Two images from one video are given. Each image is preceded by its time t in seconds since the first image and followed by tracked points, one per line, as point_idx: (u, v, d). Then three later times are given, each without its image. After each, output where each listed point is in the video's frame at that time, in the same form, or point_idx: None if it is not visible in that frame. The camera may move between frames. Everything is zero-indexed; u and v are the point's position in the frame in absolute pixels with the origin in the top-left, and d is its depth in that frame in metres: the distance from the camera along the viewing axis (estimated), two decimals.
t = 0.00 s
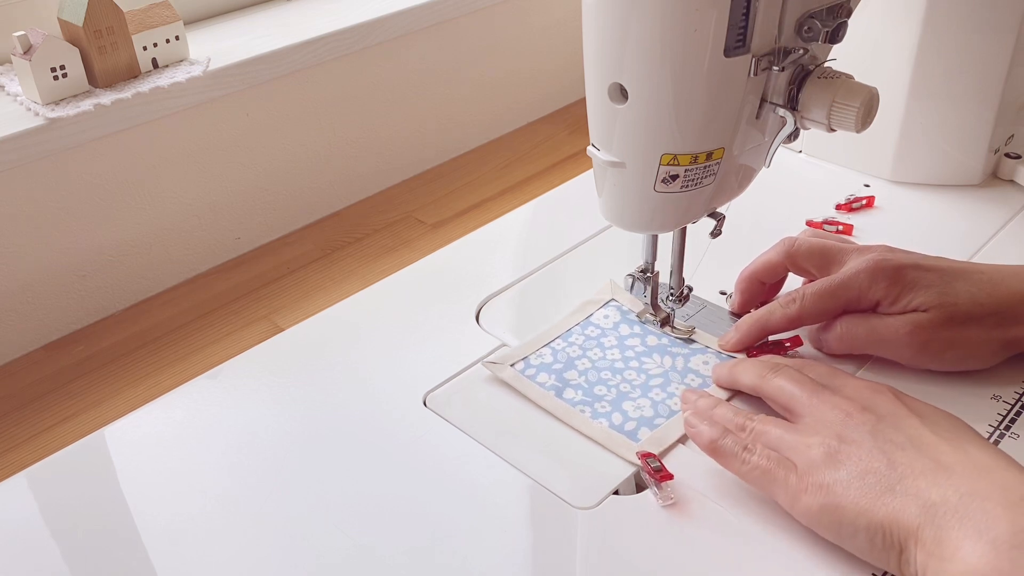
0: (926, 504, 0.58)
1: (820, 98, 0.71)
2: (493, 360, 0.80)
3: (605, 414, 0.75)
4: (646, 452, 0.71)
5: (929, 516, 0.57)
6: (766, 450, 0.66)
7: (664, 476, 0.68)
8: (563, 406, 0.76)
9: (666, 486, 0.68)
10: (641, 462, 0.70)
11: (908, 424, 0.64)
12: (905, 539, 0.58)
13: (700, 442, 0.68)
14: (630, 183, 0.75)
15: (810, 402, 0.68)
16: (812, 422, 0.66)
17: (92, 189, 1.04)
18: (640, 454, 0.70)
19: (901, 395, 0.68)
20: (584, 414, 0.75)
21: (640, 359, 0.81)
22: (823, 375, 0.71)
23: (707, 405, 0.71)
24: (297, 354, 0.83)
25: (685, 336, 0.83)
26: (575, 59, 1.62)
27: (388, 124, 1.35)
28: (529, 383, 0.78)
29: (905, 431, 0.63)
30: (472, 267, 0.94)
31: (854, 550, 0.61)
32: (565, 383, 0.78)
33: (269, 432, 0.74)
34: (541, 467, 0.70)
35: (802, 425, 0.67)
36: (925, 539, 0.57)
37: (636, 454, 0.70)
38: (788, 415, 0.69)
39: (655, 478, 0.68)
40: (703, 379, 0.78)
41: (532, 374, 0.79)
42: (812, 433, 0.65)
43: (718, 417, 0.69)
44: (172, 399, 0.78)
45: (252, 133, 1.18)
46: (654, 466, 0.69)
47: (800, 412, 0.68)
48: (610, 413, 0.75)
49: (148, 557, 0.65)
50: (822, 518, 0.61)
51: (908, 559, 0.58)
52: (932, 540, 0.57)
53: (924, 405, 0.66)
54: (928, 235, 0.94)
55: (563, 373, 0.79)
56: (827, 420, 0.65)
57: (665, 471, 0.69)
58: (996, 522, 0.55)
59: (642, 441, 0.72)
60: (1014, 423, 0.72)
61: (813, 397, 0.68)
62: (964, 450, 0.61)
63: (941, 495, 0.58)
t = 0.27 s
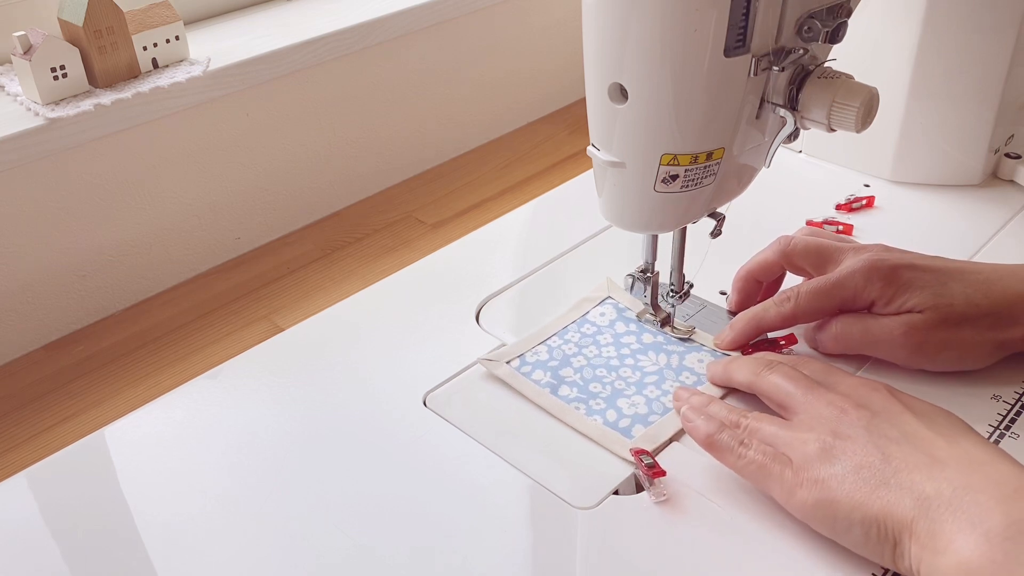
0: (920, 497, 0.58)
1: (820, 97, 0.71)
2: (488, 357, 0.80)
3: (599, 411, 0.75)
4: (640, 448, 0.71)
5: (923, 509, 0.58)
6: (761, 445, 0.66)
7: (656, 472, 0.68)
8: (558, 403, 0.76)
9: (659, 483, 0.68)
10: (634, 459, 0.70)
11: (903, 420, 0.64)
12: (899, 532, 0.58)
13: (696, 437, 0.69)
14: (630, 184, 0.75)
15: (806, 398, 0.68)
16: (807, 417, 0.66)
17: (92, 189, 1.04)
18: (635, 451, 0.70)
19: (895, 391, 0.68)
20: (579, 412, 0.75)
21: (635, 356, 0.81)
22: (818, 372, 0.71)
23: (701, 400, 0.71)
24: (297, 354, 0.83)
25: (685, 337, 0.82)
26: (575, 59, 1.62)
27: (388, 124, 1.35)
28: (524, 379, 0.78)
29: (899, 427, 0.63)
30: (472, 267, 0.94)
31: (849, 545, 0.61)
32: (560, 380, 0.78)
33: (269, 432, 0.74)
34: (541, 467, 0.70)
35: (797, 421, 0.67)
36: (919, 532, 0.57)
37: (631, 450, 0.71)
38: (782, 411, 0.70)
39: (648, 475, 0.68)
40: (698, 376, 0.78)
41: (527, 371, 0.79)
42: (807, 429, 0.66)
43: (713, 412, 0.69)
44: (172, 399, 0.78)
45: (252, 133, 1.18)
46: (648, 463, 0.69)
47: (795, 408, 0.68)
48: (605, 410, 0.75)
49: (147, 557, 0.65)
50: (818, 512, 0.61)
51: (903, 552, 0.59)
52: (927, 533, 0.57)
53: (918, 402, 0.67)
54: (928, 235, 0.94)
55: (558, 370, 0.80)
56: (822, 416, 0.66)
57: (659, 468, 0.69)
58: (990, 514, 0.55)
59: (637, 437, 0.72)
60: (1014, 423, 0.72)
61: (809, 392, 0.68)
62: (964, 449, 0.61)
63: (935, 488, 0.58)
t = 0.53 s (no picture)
0: (909, 492, 0.58)
1: (820, 98, 0.71)
2: (484, 354, 0.81)
3: (594, 408, 0.75)
4: (634, 445, 0.71)
5: (912, 504, 0.58)
6: (751, 443, 0.66)
7: (651, 470, 0.68)
8: (553, 400, 0.76)
9: (653, 480, 0.68)
10: (629, 456, 0.70)
11: (890, 413, 0.64)
12: (889, 527, 0.58)
13: (686, 436, 0.69)
14: (631, 183, 0.75)
15: (797, 394, 0.68)
16: (797, 413, 0.67)
17: (92, 189, 1.04)
18: (628, 448, 0.70)
19: (885, 385, 0.68)
20: (573, 408, 0.75)
21: (630, 353, 0.81)
22: (810, 367, 0.71)
23: (693, 399, 0.71)
24: (298, 354, 0.83)
25: (685, 337, 0.83)
26: (575, 59, 1.62)
27: (388, 124, 1.35)
28: (520, 376, 0.78)
29: (890, 421, 0.63)
30: (472, 267, 0.94)
31: (840, 539, 0.61)
32: (555, 377, 0.79)
33: (269, 432, 0.74)
34: (541, 467, 0.70)
35: (788, 418, 0.67)
36: (908, 526, 0.57)
37: (624, 447, 0.71)
38: (774, 408, 0.70)
39: (642, 472, 0.68)
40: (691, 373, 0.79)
41: (523, 368, 0.80)
42: (797, 425, 0.66)
43: (704, 411, 0.70)
44: (172, 399, 0.78)
45: (252, 133, 1.18)
46: (642, 460, 0.69)
47: (786, 405, 0.68)
48: (600, 407, 0.76)
49: (148, 557, 0.65)
50: (807, 508, 0.61)
51: (892, 547, 0.59)
52: (915, 528, 0.57)
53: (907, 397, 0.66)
54: (928, 235, 0.94)
55: (553, 368, 0.80)
56: (812, 412, 0.66)
57: (653, 464, 0.69)
58: (978, 508, 0.55)
59: (631, 434, 0.73)
60: (1014, 423, 0.72)
61: (799, 389, 0.68)
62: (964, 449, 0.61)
63: (924, 482, 0.58)
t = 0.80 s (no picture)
0: (900, 489, 0.58)
1: (820, 97, 0.71)
2: (479, 351, 0.81)
3: (589, 405, 0.76)
4: (628, 441, 0.71)
5: (902, 500, 0.58)
6: (743, 440, 0.66)
7: (644, 466, 0.68)
8: (548, 397, 0.76)
9: (646, 475, 0.69)
10: (623, 453, 0.70)
11: (883, 411, 0.64)
12: (880, 524, 0.58)
13: (679, 434, 0.69)
14: (631, 183, 0.75)
15: (789, 392, 0.68)
16: (790, 410, 0.67)
17: (91, 189, 1.04)
18: (622, 444, 0.71)
19: (877, 381, 0.68)
20: (568, 405, 0.76)
21: (625, 351, 0.82)
22: (804, 365, 0.71)
23: (687, 396, 0.71)
24: (298, 354, 0.83)
25: (685, 337, 0.83)
26: (575, 59, 1.62)
27: (388, 124, 1.35)
28: (515, 373, 0.79)
29: (882, 419, 0.63)
30: (472, 267, 0.94)
31: (832, 536, 0.61)
32: (551, 374, 0.79)
33: (269, 432, 0.74)
34: (541, 467, 0.70)
35: (781, 415, 0.67)
36: (899, 523, 0.57)
37: (618, 444, 0.71)
38: (768, 406, 0.70)
39: (635, 468, 0.69)
40: (686, 370, 0.79)
41: (518, 365, 0.80)
42: (790, 422, 0.66)
43: (697, 408, 0.70)
44: (172, 399, 0.78)
45: (252, 133, 1.18)
46: (636, 456, 0.69)
47: (779, 402, 0.68)
48: (594, 404, 0.76)
49: (148, 557, 0.65)
50: (799, 505, 0.62)
51: (883, 544, 0.59)
52: (906, 524, 0.57)
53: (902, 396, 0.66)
54: (928, 235, 0.93)
55: (549, 365, 0.80)
56: (804, 409, 0.66)
57: (646, 461, 0.69)
58: (969, 505, 0.55)
59: (625, 431, 0.73)
60: (1014, 423, 0.72)
61: (792, 386, 0.68)
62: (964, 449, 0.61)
63: (915, 479, 0.58)
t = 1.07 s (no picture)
0: (889, 487, 0.58)
1: (820, 98, 0.71)
2: (475, 348, 0.81)
3: (584, 402, 0.76)
4: (622, 438, 0.72)
5: (892, 498, 0.58)
6: (735, 438, 0.67)
7: (637, 462, 0.69)
8: (544, 394, 0.77)
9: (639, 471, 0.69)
10: (617, 449, 0.71)
11: (873, 408, 0.64)
12: (870, 522, 0.58)
13: (673, 432, 0.70)
14: (631, 184, 0.75)
15: (781, 389, 0.68)
16: (782, 407, 0.67)
17: (91, 188, 1.04)
18: (615, 440, 0.71)
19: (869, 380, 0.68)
20: (562, 402, 0.76)
21: (621, 348, 0.82)
22: (797, 363, 0.71)
23: (680, 394, 0.72)
24: (298, 355, 0.83)
25: (685, 336, 0.83)
26: (575, 59, 1.62)
27: (388, 124, 1.35)
28: (510, 370, 0.79)
29: (872, 417, 0.63)
30: (472, 267, 0.94)
31: (823, 534, 0.61)
32: (546, 371, 0.80)
33: (269, 432, 0.74)
34: (541, 467, 0.70)
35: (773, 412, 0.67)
36: (888, 521, 0.57)
37: (612, 441, 0.72)
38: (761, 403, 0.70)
39: (629, 464, 0.69)
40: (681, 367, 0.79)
41: (514, 362, 0.81)
42: (781, 420, 0.66)
43: (690, 406, 0.70)
44: (172, 399, 0.78)
45: (252, 133, 1.18)
46: (629, 453, 0.69)
47: (770, 399, 0.69)
48: (589, 401, 0.76)
49: (148, 557, 0.65)
50: (790, 502, 0.62)
51: (873, 542, 0.59)
52: (895, 522, 0.57)
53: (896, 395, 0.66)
54: (928, 235, 0.93)
55: (544, 362, 0.81)
56: (795, 407, 0.66)
57: (639, 457, 0.69)
58: (957, 502, 0.55)
59: (619, 428, 0.73)
60: (1014, 422, 0.71)
61: (784, 383, 0.68)
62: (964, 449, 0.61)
63: (904, 477, 0.58)
